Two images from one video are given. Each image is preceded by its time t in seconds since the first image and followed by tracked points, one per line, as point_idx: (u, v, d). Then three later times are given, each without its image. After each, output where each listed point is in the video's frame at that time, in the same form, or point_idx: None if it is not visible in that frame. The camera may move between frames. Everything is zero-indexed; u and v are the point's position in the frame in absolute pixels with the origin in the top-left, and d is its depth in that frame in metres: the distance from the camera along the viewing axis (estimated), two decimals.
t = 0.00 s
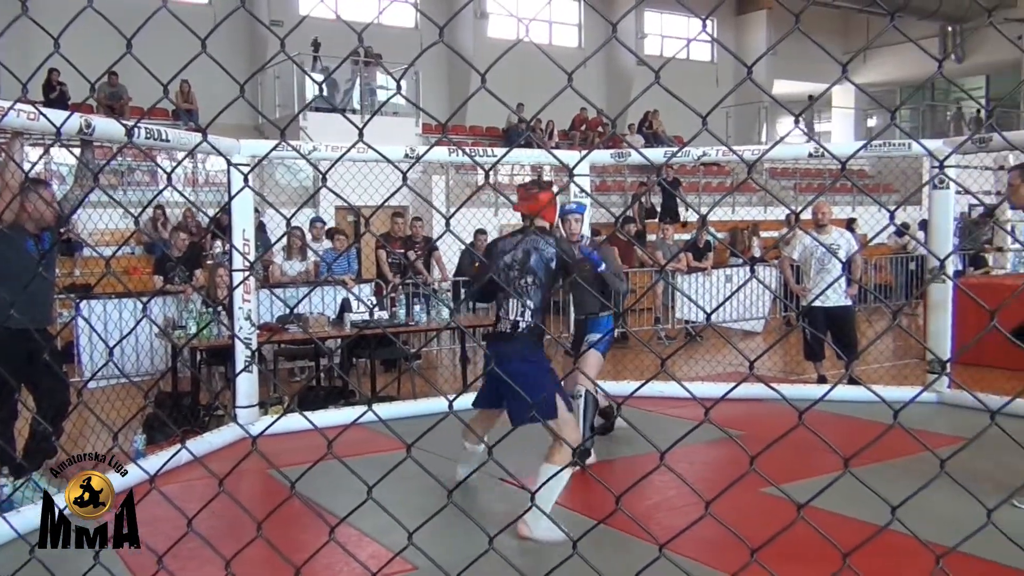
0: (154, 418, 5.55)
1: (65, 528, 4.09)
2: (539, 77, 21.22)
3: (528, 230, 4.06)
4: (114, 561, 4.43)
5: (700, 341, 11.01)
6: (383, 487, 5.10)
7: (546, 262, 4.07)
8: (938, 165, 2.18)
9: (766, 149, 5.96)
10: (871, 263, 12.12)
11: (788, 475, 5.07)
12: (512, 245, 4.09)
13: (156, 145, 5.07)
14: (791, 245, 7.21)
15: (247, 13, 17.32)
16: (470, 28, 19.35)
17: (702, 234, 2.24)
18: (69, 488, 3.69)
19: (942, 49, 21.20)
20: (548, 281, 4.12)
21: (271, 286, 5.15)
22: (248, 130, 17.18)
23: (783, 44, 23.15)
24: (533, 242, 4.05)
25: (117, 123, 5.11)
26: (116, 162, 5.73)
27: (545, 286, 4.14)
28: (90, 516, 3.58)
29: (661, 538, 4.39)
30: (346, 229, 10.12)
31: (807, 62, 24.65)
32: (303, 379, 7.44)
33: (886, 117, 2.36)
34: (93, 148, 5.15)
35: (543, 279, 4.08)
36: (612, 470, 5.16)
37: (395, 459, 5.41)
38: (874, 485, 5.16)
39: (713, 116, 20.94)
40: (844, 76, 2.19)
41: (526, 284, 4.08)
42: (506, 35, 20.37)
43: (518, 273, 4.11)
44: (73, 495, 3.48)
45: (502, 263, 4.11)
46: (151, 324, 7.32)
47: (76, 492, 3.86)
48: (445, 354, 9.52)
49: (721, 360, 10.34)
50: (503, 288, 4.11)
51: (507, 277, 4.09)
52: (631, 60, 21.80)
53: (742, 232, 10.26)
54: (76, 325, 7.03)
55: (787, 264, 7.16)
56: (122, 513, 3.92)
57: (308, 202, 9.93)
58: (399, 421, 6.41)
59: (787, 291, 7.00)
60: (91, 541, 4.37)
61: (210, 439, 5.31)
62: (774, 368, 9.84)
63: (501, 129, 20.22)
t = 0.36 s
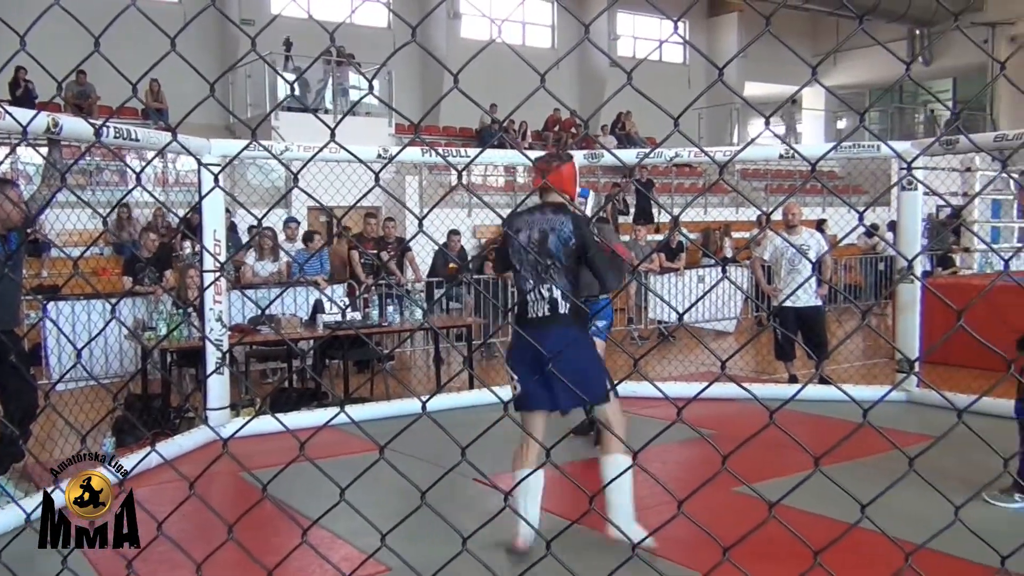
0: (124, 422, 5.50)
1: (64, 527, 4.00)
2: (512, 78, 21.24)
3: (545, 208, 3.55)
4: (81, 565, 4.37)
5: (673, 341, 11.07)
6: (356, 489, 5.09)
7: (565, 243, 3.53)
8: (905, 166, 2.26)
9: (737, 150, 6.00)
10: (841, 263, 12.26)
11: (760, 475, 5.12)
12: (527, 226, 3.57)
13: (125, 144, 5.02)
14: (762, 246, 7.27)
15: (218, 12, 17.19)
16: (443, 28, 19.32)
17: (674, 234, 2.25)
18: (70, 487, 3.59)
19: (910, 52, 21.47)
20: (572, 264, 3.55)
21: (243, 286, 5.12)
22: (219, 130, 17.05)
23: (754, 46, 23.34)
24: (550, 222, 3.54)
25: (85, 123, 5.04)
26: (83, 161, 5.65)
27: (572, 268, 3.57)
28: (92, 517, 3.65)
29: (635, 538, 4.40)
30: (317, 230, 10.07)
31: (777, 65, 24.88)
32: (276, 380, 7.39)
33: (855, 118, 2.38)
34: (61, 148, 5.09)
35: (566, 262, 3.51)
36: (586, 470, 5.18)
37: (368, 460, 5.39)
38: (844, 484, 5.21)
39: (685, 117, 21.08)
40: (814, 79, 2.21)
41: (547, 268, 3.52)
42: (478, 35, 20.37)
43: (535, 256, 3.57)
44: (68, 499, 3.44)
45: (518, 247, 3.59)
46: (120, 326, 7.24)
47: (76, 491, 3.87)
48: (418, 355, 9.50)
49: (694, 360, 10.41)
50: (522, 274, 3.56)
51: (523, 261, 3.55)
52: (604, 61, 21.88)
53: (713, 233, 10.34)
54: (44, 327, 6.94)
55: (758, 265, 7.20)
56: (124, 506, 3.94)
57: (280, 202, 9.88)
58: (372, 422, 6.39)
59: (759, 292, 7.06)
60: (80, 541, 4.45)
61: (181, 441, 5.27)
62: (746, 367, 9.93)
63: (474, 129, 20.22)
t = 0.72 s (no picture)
0: (92, 425, 5.43)
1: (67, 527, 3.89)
2: (486, 78, 21.22)
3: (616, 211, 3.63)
4: (48, 569, 4.30)
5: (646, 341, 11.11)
6: (329, 491, 5.06)
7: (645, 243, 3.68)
8: (876, 170, 2.24)
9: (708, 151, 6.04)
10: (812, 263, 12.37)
11: (731, 474, 5.15)
12: (598, 231, 3.63)
13: (94, 144, 4.95)
14: (734, 247, 7.32)
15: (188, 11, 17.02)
16: (416, 29, 19.30)
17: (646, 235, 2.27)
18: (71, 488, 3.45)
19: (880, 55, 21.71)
20: (654, 264, 3.76)
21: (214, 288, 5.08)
22: (189, 130, 16.90)
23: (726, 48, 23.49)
24: (625, 224, 3.62)
25: (54, 122, 4.98)
26: (52, 159, 5.58)
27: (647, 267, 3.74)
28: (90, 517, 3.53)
29: (608, 538, 4.42)
30: (289, 230, 10.01)
31: (749, 67, 25.05)
32: (248, 382, 7.33)
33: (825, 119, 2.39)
34: (29, 147, 5.01)
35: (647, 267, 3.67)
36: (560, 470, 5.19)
37: (341, 462, 5.37)
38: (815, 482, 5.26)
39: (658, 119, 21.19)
40: (785, 81, 2.21)
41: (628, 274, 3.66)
42: (452, 35, 20.32)
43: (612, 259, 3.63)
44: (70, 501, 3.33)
45: (593, 253, 3.66)
46: (88, 328, 7.15)
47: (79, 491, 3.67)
48: (391, 356, 9.47)
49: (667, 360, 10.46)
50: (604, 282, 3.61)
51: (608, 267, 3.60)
52: (577, 63, 21.92)
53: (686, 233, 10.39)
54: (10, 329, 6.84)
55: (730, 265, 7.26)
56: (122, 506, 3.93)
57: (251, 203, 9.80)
58: (345, 424, 6.37)
59: (731, 292, 7.11)
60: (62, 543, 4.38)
61: (151, 444, 5.22)
62: (718, 367, 9.99)
63: (448, 130, 20.19)
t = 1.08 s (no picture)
0: (60, 428, 5.37)
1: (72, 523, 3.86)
2: (458, 79, 21.21)
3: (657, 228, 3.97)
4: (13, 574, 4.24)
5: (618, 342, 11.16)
6: (300, 493, 5.04)
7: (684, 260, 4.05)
8: (843, 171, 2.26)
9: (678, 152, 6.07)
10: (783, 263, 12.49)
11: (702, 473, 5.19)
12: (641, 245, 3.92)
13: (60, 143, 4.89)
14: (706, 248, 7.36)
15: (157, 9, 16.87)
16: (388, 29, 19.24)
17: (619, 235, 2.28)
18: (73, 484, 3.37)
19: (848, 57, 21.96)
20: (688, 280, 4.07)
21: (183, 289, 5.04)
22: (159, 130, 16.74)
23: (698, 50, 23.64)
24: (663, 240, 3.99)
25: (19, 121, 4.91)
26: (19, 160, 5.51)
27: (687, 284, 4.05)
28: (91, 517, 3.60)
29: (579, 538, 4.44)
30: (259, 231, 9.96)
31: (720, 69, 25.24)
32: (219, 384, 7.28)
33: (794, 120, 2.41)
34: None
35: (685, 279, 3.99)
36: (533, 471, 5.20)
37: (313, 464, 5.35)
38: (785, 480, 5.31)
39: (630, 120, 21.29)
40: (754, 83, 2.23)
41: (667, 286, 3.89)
42: (423, 35, 20.29)
43: (654, 271, 3.89)
44: (70, 504, 3.28)
45: (635, 265, 3.88)
46: (54, 330, 7.06)
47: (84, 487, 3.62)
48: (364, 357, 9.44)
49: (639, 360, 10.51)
50: (650, 291, 3.83)
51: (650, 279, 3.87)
52: (549, 64, 21.97)
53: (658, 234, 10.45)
54: None
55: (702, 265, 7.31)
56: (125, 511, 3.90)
57: (222, 203, 9.72)
58: (316, 425, 6.34)
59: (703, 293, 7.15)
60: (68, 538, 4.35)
61: (119, 448, 5.17)
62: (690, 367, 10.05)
63: (420, 131, 20.15)
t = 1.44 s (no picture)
0: (25, 432, 5.30)
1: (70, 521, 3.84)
2: (429, 79, 21.16)
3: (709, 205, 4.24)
4: None
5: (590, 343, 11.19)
6: (271, 496, 5.01)
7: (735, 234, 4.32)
8: (813, 175, 2.26)
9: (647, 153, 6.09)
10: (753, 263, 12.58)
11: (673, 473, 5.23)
12: (700, 223, 4.23)
13: (25, 143, 4.83)
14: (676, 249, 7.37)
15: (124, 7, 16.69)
16: (359, 28, 19.15)
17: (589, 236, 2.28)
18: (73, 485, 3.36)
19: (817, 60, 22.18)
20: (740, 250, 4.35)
21: (150, 290, 4.99)
22: (127, 129, 16.56)
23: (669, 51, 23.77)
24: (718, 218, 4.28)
25: None
26: None
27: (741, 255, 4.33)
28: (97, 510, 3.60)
29: (552, 538, 4.45)
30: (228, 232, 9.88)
31: (691, 70, 25.40)
32: (189, 386, 7.21)
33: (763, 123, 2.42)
34: None
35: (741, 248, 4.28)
36: (505, 472, 5.20)
37: (283, 467, 5.31)
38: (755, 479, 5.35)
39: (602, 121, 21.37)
40: (722, 86, 2.24)
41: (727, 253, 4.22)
42: (394, 35, 20.23)
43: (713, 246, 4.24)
44: (67, 503, 3.23)
45: (695, 241, 4.20)
46: (19, 332, 6.96)
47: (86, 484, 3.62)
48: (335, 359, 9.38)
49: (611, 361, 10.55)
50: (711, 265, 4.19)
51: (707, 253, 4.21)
52: (521, 65, 21.98)
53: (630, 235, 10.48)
54: None
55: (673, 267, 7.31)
56: (126, 508, 3.83)
57: (191, 203, 9.63)
58: (287, 428, 6.30)
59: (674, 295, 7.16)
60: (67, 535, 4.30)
61: (85, 452, 5.11)
62: (662, 367, 10.10)
63: (391, 131, 20.08)
